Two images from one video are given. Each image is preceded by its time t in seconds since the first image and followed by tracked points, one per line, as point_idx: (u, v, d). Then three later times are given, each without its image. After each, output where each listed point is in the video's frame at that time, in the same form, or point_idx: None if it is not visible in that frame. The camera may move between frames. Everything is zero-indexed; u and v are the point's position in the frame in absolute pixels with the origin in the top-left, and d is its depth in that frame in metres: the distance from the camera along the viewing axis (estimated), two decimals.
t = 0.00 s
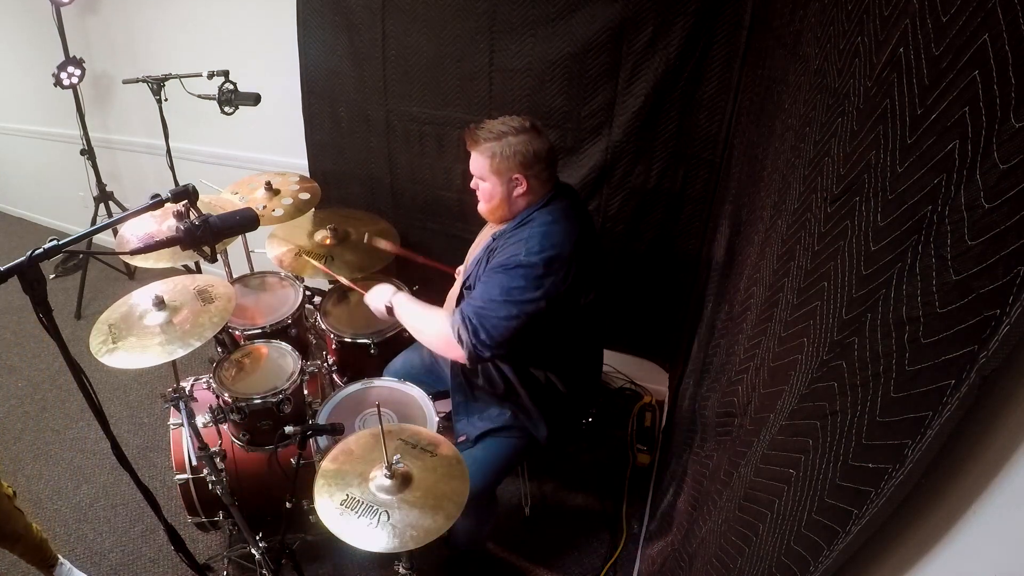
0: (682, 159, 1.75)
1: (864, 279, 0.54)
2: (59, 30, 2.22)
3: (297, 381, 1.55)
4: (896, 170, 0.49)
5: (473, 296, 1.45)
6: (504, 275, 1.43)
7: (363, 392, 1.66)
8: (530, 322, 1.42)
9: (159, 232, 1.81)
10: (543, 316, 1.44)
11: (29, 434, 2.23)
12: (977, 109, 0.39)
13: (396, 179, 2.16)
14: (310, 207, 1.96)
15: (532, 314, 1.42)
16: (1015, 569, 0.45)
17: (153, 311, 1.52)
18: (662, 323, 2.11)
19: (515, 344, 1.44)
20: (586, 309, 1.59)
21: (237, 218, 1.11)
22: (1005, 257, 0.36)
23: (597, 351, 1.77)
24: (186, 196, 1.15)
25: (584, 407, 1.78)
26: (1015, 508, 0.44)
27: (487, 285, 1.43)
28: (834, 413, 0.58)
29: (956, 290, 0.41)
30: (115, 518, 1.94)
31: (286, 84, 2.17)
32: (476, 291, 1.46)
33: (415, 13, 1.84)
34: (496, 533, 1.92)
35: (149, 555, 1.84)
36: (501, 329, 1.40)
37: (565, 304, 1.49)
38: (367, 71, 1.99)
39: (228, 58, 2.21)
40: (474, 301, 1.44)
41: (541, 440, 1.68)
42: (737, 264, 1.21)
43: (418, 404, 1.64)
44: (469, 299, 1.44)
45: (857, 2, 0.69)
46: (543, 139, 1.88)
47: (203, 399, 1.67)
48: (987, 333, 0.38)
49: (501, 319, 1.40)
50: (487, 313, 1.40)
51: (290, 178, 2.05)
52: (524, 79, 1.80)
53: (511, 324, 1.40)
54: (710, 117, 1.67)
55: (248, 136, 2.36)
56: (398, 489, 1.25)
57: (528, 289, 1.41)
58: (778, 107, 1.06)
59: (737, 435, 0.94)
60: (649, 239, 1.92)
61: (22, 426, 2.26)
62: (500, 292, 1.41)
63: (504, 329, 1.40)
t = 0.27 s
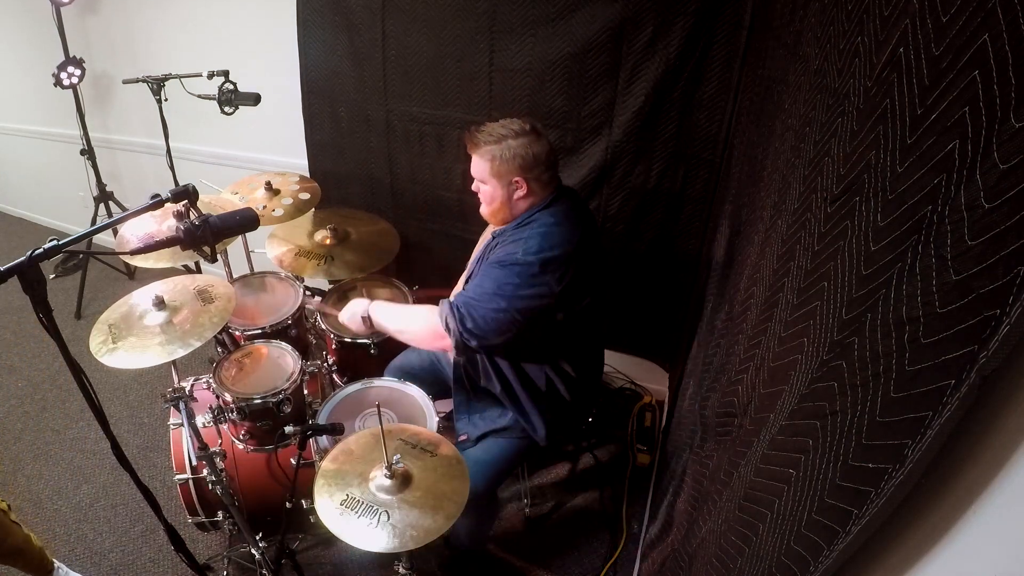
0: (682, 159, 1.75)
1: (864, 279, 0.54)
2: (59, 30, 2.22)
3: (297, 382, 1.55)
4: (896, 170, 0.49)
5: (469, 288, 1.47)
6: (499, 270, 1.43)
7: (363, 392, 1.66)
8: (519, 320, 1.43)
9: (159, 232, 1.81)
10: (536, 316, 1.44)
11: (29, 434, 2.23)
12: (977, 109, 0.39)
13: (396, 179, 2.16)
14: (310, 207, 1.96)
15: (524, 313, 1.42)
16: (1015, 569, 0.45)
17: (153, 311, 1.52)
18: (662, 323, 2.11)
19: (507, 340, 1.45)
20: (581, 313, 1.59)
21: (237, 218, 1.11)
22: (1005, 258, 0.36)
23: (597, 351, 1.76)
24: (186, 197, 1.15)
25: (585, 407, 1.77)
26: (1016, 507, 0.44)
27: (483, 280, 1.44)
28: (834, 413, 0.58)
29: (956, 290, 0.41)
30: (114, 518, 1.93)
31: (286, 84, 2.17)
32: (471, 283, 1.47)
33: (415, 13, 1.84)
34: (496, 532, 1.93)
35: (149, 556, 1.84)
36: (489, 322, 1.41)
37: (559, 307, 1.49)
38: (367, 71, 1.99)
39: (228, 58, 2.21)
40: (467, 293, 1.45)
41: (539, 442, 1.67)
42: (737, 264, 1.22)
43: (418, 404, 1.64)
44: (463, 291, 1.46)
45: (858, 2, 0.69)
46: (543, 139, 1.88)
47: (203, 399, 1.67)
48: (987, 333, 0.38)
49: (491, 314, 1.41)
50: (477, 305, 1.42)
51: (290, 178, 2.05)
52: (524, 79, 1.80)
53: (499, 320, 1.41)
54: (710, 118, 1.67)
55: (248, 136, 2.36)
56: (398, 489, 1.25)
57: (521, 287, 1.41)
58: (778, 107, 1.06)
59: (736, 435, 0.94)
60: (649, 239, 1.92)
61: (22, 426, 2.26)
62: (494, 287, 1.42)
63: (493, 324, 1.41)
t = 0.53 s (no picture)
0: (682, 159, 1.75)
1: (864, 279, 0.54)
2: (59, 30, 2.22)
3: (297, 382, 1.55)
4: (896, 170, 0.49)
5: (465, 294, 1.46)
6: (494, 275, 1.42)
7: (363, 392, 1.66)
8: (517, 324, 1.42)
9: (159, 232, 1.81)
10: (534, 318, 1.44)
11: (29, 434, 2.23)
12: (977, 109, 0.39)
13: (396, 179, 2.16)
14: (310, 207, 1.96)
15: (522, 316, 1.42)
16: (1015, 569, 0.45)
17: (153, 311, 1.52)
18: (662, 323, 2.11)
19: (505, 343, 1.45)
20: (576, 313, 1.59)
21: (237, 219, 1.11)
22: (1005, 258, 0.36)
23: (597, 351, 1.76)
24: (186, 197, 1.15)
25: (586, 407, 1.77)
26: (1015, 507, 0.44)
27: (478, 285, 1.43)
28: (834, 413, 0.58)
29: (956, 290, 0.41)
30: (115, 518, 1.94)
31: (285, 84, 2.17)
32: (467, 289, 1.46)
33: (415, 14, 1.84)
34: (496, 532, 1.93)
35: (149, 556, 1.84)
36: (489, 328, 1.41)
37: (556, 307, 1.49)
38: (367, 71, 1.99)
39: (228, 58, 2.21)
40: (464, 300, 1.44)
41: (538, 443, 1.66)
42: (737, 264, 1.22)
43: (418, 404, 1.64)
44: (460, 298, 1.45)
45: (857, 2, 0.69)
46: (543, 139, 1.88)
47: (203, 399, 1.67)
48: (987, 333, 0.38)
49: (490, 320, 1.40)
50: (476, 312, 1.41)
51: (289, 178, 2.05)
52: (524, 79, 1.80)
53: (497, 325, 1.41)
54: (710, 118, 1.67)
55: (248, 136, 2.36)
56: (398, 489, 1.25)
57: (518, 291, 1.41)
58: (778, 107, 1.06)
59: (736, 435, 0.94)
60: (649, 239, 1.92)
61: (22, 426, 2.26)
62: (490, 292, 1.41)
63: (493, 329, 1.41)
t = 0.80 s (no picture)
0: (682, 159, 1.75)
1: (864, 279, 0.54)
2: (59, 30, 2.22)
3: (297, 382, 1.55)
4: (896, 170, 0.49)
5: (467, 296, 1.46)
6: (497, 276, 1.43)
7: (363, 392, 1.66)
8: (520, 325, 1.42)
9: (159, 232, 1.81)
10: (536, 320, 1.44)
11: (29, 434, 2.23)
12: (977, 109, 0.39)
13: (396, 179, 2.16)
14: (310, 207, 1.96)
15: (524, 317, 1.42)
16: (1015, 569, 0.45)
17: (153, 311, 1.52)
18: (662, 323, 2.11)
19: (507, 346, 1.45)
20: (579, 312, 1.59)
21: (237, 218, 1.11)
22: (1005, 258, 0.36)
23: (597, 351, 1.76)
24: (186, 197, 1.15)
25: (586, 408, 1.77)
26: (1016, 508, 0.44)
27: (481, 287, 1.44)
28: (834, 413, 0.58)
29: (956, 290, 0.41)
30: (115, 518, 1.93)
31: (285, 84, 2.17)
32: (469, 291, 1.46)
33: (415, 14, 1.84)
34: (496, 533, 1.93)
35: (149, 556, 1.84)
36: (491, 330, 1.40)
37: (559, 308, 1.49)
38: (367, 71, 1.99)
39: (228, 58, 2.21)
40: (467, 302, 1.45)
41: (539, 446, 1.67)
42: (737, 264, 1.21)
43: (418, 404, 1.64)
44: (462, 300, 1.45)
45: (857, 2, 0.69)
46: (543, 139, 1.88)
47: (203, 399, 1.67)
48: (987, 333, 0.38)
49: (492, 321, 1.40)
50: (478, 314, 1.41)
51: (289, 178, 2.05)
52: (524, 79, 1.80)
53: (499, 326, 1.40)
54: (710, 118, 1.67)
55: (248, 136, 2.36)
56: (398, 489, 1.25)
57: (519, 291, 1.41)
58: (778, 107, 1.06)
59: (737, 435, 0.94)
60: (649, 239, 1.92)
61: (22, 426, 2.26)
62: (493, 293, 1.41)
63: (495, 331, 1.41)
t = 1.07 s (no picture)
0: (682, 159, 1.75)
1: (864, 279, 0.54)
2: (59, 30, 2.22)
3: (297, 382, 1.55)
4: (896, 170, 0.49)
5: (473, 307, 1.46)
6: (501, 283, 1.43)
7: (363, 392, 1.66)
8: (530, 330, 1.42)
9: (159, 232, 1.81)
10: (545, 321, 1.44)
11: (28, 434, 2.23)
12: (977, 109, 0.39)
13: (396, 180, 2.16)
14: (310, 207, 1.96)
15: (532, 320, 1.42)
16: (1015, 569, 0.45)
17: (153, 311, 1.52)
18: (662, 323, 2.11)
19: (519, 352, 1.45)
20: (584, 312, 1.59)
21: (236, 218, 1.11)
22: (1005, 258, 0.36)
23: (597, 351, 1.76)
24: (186, 197, 1.15)
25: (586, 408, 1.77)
26: (1016, 508, 0.44)
27: (486, 295, 1.44)
28: (834, 413, 0.58)
29: (956, 290, 0.41)
30: (115, 518, 1.94)
31: (285, 84, 2.17)
32: (475, 301, 1.47)
33: (414, 14, 1.84)
34: (496, 532, 1.93)
35: (149, 555, 1.84)
36: (502, 337, 1.40)
37: (565, 307, 1.49)
38: (367, 71, 1.99)
39: (228, 58, 2.21)
40: (475, 312, 1.45)
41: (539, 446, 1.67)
42: (737, 265, 1.21)
43: (418, 404, 1.64)
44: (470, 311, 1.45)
45: (857, 2, 0.69)
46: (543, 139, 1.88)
47: (203, 399, 1.67)
48: (987, 333, 0.38)
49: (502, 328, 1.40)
50: (488, 323, 1.41)
51: (289, 178, 2.05)
52: (524, 79, 1.80)
53: (510, 332, 1.40)
54: (710, 118, 1.67)
55: (248, 136, 2.36)
56: (398, 489, 1.25)
57: (525, 295, 1.41)
58: (778, 107, 1.06)
59: (737, 435, 0.94)
60: (649, 239, 1.92)
61: (22, 426, 2.26)
62: (499, 301, 1.42)
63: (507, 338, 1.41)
